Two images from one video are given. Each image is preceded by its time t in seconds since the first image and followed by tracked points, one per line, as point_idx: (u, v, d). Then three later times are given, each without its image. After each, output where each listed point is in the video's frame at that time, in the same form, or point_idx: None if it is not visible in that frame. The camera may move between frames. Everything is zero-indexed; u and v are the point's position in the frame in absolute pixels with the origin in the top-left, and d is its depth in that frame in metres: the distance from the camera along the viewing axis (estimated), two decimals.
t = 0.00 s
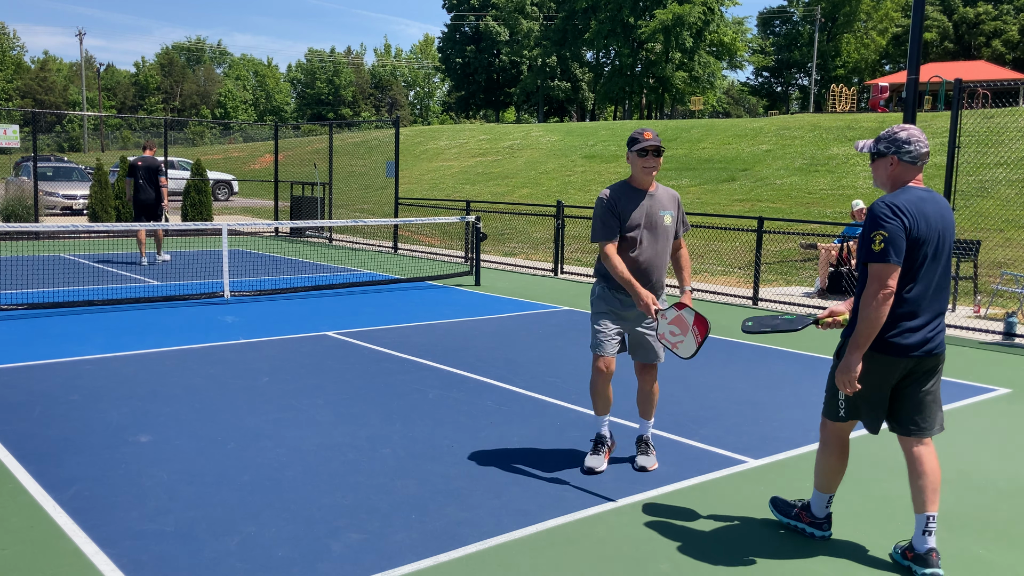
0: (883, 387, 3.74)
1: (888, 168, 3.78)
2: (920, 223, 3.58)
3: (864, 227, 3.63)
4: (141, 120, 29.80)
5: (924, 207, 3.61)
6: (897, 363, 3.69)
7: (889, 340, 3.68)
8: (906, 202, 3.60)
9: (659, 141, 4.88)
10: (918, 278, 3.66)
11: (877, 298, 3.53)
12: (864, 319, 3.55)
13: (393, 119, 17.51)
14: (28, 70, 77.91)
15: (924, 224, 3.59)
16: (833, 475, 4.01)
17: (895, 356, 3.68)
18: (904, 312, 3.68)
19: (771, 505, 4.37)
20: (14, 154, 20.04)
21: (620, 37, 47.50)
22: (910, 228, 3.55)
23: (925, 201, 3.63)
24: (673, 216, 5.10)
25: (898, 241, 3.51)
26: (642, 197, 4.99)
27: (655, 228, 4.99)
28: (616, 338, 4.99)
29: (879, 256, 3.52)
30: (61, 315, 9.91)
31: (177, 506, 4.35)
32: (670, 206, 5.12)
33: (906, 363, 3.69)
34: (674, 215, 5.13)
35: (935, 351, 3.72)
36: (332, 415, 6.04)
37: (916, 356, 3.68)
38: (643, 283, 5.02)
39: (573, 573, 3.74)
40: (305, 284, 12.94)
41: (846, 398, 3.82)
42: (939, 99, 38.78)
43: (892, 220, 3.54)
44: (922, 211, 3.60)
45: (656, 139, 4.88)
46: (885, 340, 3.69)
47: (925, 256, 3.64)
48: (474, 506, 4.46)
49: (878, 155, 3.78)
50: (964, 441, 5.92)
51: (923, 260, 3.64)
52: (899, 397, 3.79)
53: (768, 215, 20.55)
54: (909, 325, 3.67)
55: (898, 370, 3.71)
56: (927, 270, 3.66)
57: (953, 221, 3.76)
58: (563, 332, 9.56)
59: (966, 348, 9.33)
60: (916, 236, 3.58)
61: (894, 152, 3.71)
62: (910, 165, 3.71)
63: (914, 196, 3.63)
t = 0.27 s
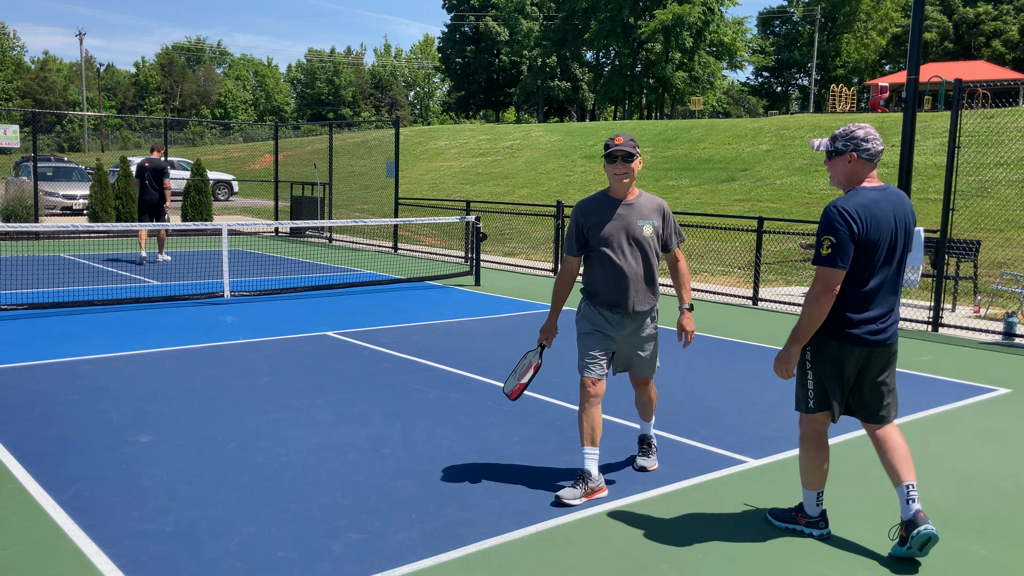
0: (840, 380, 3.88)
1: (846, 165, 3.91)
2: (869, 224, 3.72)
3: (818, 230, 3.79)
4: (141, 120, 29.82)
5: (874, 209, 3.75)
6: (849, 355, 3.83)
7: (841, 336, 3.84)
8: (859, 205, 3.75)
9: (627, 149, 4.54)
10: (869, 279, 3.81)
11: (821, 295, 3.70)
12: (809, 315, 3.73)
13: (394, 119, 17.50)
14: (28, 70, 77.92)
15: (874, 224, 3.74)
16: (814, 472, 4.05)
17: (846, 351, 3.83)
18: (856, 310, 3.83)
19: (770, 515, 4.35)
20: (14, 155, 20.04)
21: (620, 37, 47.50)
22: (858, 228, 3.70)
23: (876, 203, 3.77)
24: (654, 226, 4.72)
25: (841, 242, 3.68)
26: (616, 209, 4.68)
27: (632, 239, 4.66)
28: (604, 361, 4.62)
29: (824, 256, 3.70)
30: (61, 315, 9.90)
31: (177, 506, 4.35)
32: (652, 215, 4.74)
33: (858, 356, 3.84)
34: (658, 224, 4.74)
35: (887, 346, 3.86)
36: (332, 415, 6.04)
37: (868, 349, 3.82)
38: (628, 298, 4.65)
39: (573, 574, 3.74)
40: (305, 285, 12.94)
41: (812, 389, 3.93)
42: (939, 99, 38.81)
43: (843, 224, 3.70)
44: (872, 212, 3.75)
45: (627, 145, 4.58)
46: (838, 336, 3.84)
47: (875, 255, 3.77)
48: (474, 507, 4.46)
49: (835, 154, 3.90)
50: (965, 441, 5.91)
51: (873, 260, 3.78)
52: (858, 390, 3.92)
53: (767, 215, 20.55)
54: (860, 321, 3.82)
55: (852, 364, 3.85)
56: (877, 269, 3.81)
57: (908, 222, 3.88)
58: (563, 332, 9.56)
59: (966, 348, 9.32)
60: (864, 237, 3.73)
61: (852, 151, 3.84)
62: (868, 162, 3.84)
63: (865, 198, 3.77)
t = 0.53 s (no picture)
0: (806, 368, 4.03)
1: (819, 163, 4.13)
2: (828, 216, 3.93)
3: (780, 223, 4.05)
4: (141, 120, 29.84)
5: (837, 203, 3.96)
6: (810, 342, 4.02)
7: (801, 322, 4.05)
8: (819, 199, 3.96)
9: (586, 137, 4.21)
10: (828, 269, 3.99)
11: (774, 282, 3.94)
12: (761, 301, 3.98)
13: (394, 119, 17.49)
14: (28, 70, 77.96)
15: (834, 217, 3.94)
16: (811, 468, 4.06)
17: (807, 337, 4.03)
18: (817, 300, 4.02)
19: (770, 516, 4.34)
20: (14, 155, 20.03)
21: (620, 37, 47.50)
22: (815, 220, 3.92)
23: (838, 198, 3.97)
24: (621, 221, 4.22)
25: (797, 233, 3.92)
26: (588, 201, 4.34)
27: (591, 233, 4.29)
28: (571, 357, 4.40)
29: (780, 246, 3.94)
30: (61, 315, 9.91)
31: (177, 506, 4.35)
32: (622, 207, 4.25)
33: (819, 344, 4.01)
34: (626, 218, 4.22)
35: (848, 335, 4.02)
36: (332, 415, 6.04)
37: (826, 336, 4.00)
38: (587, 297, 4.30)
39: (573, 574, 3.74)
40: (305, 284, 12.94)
41: (794, 382, 4.06)
42: (939, 99, 38.81)
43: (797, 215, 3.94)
44: (834, 206, 3.96)
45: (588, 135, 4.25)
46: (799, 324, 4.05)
47: (836, 246, 3.96)
48: (474, 507, 4.46)
49: (808, 152, 4.12)
50: (965, 442, 5.92)
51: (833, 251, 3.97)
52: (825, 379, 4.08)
53: (767, 215, 20.55)
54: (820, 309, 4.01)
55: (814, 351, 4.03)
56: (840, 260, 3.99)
57: (875, 218, 4.04)
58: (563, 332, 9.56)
59: (966, 348, 9.32)
60: (824, 229, 3.93)
61: (825, 149, 4.06)
62: (840, 160, 4.08)
63: (831, 194, 3.98)
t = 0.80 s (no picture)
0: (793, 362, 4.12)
1: (806, 166, 4.28)
2: (812, 214, 4.05)
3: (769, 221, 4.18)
4: (141, 121, 29.90)
5: (822, 201, 4.07)
6: (797, 336, 4.11)
7: (788, 318, 4.13)
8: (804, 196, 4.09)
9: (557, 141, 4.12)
10: (813, 266, 4.08)
11: (757, 278, 4.08)
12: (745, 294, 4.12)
13: (394, 119, 17.48)
14: (28, 70, 77.93)
15: (818, 214, 4.04)
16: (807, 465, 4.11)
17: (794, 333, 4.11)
18: (802, 296, 4.12)
19: (770, 516, 4.35)
20: (14, 155, 20.00)
21: (620, 37, 47.48)
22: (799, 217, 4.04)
23: (824, 196, 4.08)
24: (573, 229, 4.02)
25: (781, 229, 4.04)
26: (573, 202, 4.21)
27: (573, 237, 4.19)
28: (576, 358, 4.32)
29: (765, 241, 4.05)
30: (60, 315, 9.90)
31: (177, 506, 4.35)
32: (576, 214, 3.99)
33: (806, 338, 4.09)
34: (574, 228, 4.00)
35: (836, 332, 4.10)
36: (331, 415, 6.05)
37: (812, 330, 4.08)
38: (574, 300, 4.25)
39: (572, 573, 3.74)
40: (305, 284, 12.95)
41: (785, 377, 4.13)
42: (939, 99, 38.82)
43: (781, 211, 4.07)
44: (819, 205, 4.07)
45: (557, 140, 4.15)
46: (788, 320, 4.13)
47: (821, 243, 4.06)
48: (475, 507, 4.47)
49: (795, 157, 4.27)
50: (964, 441, 5.92)
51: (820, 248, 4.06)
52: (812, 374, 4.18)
53: (767, 216, 20.56)
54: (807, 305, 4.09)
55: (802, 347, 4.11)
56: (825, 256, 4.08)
57: (857, 217, 4.16)
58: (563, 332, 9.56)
59: (965, 348, 9.32)
60: (809, 225, 4.04)
61: (812, 152, 4.21)
62: (826, 162, 4.20)
63: (817, 192, 4.09)
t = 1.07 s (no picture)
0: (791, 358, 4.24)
1: (804, 170, 4.41)
2: (823, 218, 4.20)
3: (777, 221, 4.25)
4: (141, 121, 29.92)
5: (829, 208, 4.24)
6: (799, 334, 4.24)
7: (792, 316, 4.25)
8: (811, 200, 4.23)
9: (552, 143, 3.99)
10: (818, 268, 4.24)
11: (776, 275, 4.12)
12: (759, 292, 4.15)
13: (393, 119, 17.47)
14: (28, 70, 77.97)
15: (827, 219, 4.21)
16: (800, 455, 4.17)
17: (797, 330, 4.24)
18: (807, 295, 4.24)
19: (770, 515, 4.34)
20: (14, 155, 20.00)
21: (620, 37, 47.48)
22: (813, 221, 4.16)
23: (831, 203, 4.25)
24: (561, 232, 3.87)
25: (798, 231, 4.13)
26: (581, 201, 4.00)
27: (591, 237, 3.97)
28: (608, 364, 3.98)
29: (785, 240, 4.11)
30: (60, 315, 9.90)
31: (177, 506, 4.35)
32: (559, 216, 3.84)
33: (807, 337, 4.25)
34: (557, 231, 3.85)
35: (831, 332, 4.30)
36: (331, 415, 6.04)
37: (813, 330, 4.24)
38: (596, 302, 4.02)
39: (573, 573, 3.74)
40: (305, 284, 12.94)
41: (781, 370, 4.24)
42: (939, 99, 38.84)
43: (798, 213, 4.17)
44: (828, 211, 4.23)
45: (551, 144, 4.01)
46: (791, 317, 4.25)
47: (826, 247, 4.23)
48: (475, 507, 4.46)
49: (797, 160, 4.37)
50: (964, 441, 5.92)
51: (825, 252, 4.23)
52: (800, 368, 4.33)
53: (767, 215, 20.56)
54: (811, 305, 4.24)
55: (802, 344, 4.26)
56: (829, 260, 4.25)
57: (850, 224, 4.38)
58: (563, 331, 9.55)
59: (966, 348, 9.31)
60: (820, 228, 4.19)
61: (812, 156, 4.36)
62: (823, 168, 4.41)
63: (824, 198, 4.25)
